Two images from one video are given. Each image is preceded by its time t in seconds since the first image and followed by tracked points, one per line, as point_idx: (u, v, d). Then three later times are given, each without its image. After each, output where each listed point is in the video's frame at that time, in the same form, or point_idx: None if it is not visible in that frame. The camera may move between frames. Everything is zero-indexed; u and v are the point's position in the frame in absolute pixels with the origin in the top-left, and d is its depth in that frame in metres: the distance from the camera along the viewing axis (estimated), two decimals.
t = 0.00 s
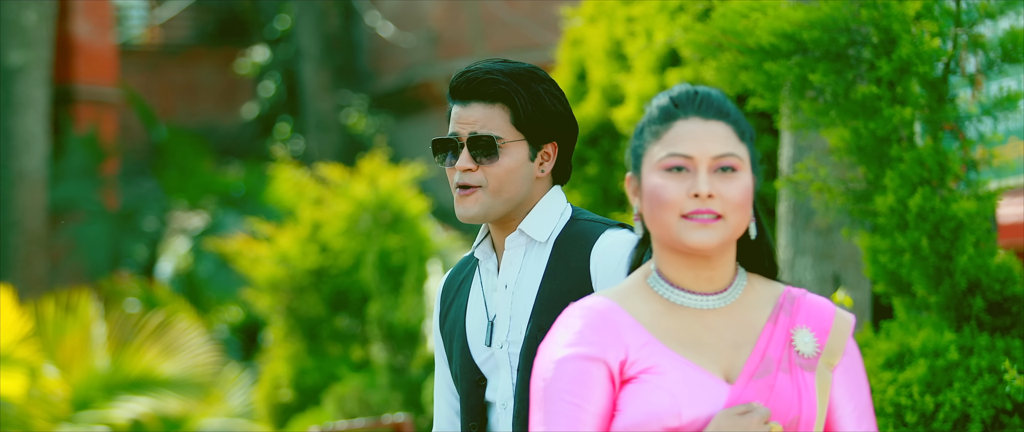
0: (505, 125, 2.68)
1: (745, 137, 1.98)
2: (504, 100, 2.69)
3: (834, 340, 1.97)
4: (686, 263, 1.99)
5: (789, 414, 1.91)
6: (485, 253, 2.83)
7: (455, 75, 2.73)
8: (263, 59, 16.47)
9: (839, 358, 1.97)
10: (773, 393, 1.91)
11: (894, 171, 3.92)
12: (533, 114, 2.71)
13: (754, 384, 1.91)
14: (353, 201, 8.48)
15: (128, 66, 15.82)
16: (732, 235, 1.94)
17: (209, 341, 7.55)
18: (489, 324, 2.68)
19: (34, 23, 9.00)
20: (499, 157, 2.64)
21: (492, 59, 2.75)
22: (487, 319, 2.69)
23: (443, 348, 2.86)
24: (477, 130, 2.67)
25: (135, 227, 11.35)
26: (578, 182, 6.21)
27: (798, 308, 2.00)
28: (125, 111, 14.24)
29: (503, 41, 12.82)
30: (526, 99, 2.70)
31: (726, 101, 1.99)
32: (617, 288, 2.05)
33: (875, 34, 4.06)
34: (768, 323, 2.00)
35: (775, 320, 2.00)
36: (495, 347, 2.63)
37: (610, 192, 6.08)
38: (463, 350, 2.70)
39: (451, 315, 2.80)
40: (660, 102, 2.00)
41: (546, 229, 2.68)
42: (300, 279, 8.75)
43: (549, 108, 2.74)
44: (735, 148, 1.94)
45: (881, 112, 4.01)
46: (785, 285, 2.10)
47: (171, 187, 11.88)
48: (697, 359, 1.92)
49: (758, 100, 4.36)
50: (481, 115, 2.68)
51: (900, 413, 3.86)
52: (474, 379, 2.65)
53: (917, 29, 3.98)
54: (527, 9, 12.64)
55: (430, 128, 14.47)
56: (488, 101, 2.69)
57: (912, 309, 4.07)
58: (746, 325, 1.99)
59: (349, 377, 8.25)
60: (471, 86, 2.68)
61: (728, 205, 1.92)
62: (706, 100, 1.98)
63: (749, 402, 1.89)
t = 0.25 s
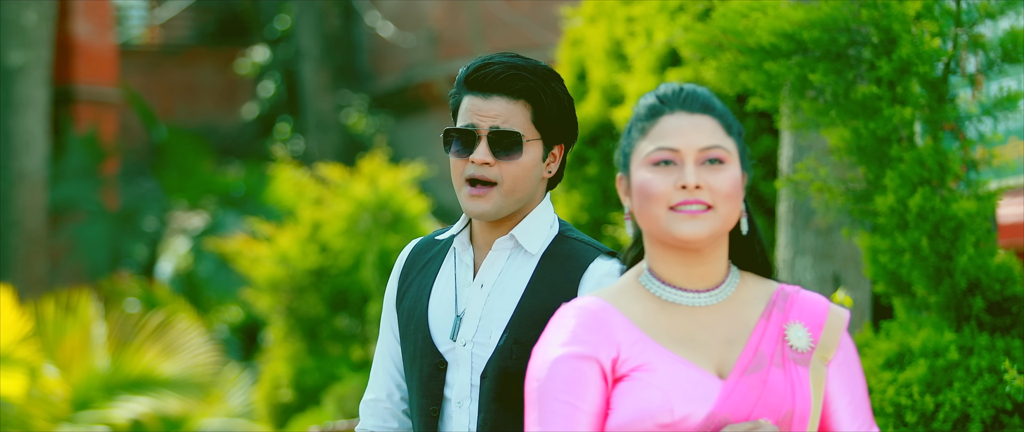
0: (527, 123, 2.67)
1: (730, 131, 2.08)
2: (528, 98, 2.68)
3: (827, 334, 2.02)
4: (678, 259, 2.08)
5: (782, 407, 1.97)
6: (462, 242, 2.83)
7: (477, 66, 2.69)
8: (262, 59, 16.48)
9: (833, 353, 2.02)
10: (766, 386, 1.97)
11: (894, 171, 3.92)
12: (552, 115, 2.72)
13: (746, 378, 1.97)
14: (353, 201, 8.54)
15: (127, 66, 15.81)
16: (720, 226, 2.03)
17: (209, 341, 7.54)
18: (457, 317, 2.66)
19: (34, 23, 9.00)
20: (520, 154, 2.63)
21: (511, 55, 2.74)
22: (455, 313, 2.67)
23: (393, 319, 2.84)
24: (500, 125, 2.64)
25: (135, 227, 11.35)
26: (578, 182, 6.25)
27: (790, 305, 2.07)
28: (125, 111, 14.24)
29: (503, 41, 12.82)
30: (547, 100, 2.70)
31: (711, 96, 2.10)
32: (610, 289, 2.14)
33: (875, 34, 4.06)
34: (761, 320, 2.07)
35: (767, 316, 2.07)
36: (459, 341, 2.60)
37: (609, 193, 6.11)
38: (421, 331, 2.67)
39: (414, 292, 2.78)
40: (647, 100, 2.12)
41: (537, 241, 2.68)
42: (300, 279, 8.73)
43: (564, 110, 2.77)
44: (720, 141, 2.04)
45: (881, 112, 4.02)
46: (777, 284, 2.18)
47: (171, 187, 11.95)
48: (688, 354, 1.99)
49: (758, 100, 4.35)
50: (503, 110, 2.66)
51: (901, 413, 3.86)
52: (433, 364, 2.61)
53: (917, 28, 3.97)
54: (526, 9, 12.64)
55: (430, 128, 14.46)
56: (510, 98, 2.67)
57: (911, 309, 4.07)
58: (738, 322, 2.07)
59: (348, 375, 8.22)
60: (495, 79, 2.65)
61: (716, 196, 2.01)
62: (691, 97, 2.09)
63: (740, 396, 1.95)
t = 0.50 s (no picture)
0: (505, 118, 2.73)
1: (718, 125, 2.17)
2: (507, 92, 2.74)
3: (821, 333, 2.05)
4: (674, 258, 2.13)
5: (778, 403, 1.97)
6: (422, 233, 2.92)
7: (457, 58, 2.74)
8: (263, 59, 16.55)
9: (828, 352, 2.04)
10: (762, 383, 1.97)
11: (894, 171, 3.92)
12: (528, 112, 2.79)
13: (742, 374, 1.97)
14: (354, 202, 8.79)
15: (127, 66, 15.81)
16: (714, 217, 2.09)
17: (209, 341, 7.54)
18: (403, 303, 2.73)
19: (34, 23, 8.99)
20: (497, 149, 2.69)
21: (491, 49, 2.79)
22: (402, 299, 2.75)
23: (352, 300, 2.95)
24: (479, 117, 2.70)
25: (135, 227, 11.34)
26: (579, 182, 6.32)
27: (786, 305, 2.10)
28: (125, 111, 14.24)
29: (503, 41, 12.82)
30: (525, 97, 2.77)
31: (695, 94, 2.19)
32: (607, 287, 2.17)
33: (875, 34, 4.06)
34: (756, 319, 2.09)
35: (762, 315, 2.09)
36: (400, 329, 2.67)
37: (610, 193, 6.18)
38: (370, 312, 2.77)
39: (372, 274, 2.90)
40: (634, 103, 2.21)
41: (490, 240, 2.72)
42: (300, 279, 8.66)
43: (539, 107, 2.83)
44: (707, 135, 2.12)
45: (881, 112, 4.02)
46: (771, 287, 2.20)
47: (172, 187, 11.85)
48: (684, 350, 2.01)
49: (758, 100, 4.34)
50: (482, 104, 2.71)
51: (901, 413, 3.86)
52: (373, 346, 2.69)
53: (917, 28, 3.97)
54: (527, 9, 12.63)
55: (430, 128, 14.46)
56: (489, 92, 2.73)
57: (911, 309, 4.07)
58: (733, 320, 2.09)
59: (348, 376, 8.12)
60: (476, 72, 2.71)
61: (706, 187, 2.08)
62: (676, 96, 2.18)
63: (736, 392, 1.95)
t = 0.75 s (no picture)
0: (459, 109, 2.77)
1: (711, 122, 2.28)
2: (458, 83, 2.78)
3: (821, 335, 2.16)
4: (676, 257, 2.23)
5: (781, 401, 2.07)
6: (384, 232, 2.94)
7: (406, 52, 2.76)
8: (262, 59, 16.23)
9: (827, 353, 2.15)
10: (765, 382, 2.07)
11: (894, 171, 3.92)
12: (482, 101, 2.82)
13: (745, 372, 2.07)
14: (354, 201, 8.71)
15: (127, 66, 15.81)
16: (714, 213, 2.19)
17: (210, 341, 7.53)
18: (367, 303, 2.75)
19: (34, 23, 8.99)
20: (452, 141, 2.73)
21: (439, 40, 2.82)
22: (367, 299, 2.77)
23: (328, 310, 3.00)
24: (432, 110, 2.74)
25: (135, 227, 11.33)
26: (579, 182, 6.32)
27: (786, 306, 2.20)
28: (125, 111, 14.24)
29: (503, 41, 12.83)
30: (477, 86, 2.80)
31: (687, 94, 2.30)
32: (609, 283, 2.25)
33: (875, 34, 4.05)
34: (757, 319, 2.19)
35: (763, 316, 2.19)
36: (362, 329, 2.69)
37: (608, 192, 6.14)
38: (337, 317, 2.80)
39: (340, 279, 2.94)
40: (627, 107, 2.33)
41: (446, 230, 2.72)
42: (300, 278, 8.67)
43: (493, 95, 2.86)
44: (701, 133, 2.23)
45: (881, 112, 4.02)
46: (769, 289, 2.30)
47: (171, 187, 11.88)
48: (688, 347, 2.10)
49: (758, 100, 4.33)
50: (434, 97, 2.75)
51: (901, 413, 3.87)
52: (339, 348, 2.72)
53: (916, 28, 3.97)
54: (527, 9, 12.63)
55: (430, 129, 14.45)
56: (440, 84, 2.77)
57: (911, 309, 4.07)
58: (734, 320, 2.19)
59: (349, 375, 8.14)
60: (427, 65, 2.74)
61: (704, 184, 2.19)
62: (669, 96, 2.29)
63: (741, 390, 2.04)
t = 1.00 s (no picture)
0: (416, 103, 2.65)
1: (706, 124, 2.81)
2: (415, 77, 2.66)
3: (818, 333, 2.74)
4: (682, 255, 2.79)
5: (786, 396, 2.62)
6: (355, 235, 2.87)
7: (359, 50, 2.67)
8: (263, 59, 16.30)
9: (822, 348, 2.73)
10: (770, 378, 2.62)
11: (894, 171, 3.92)
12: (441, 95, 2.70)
13: (751, 369, 2.61)
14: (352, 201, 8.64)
15: (127, 66, 15.80)
16: (713, 212, 2.71)
17: (209, 341, 7.52)
18: (337, 307, 2.66)
19: (34, 23, 8.98)
20: (411, 136, 2.62)
21: (395, 37, 2.72)
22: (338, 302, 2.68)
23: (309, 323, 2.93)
24: (388, 105, 2.63)
25: (135, 227, 11.33)
26: (578, 182, 6.31)
27: (782, 307, 2.79)
28: (125, 111, 14.24)
29: (503, 41, 12.83)
30: (436, 80, 2.68)
31: (686, 96, 2.86)
32: (624, 283, 2.83)
33: (875, 34, 4.05)
34: (756, 318, 2.76)
35: (763, 315, 2.76)
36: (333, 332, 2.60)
37: (609, 192, 6.16)
38: (310, 324, 2.72)
39: (313, 288, 2.86)
40: (634, 109, 2.88)
41: (411, 224, 2.63)
42: (300, 278, 8.69)
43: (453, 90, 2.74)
44: (702, 135, 2.76)
45: (881, 112, 4.01)
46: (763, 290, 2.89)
47: (171, 187, 11.91)
48: (701, 345, 2.66)
49: (758, 100, 4.33)
50: (389, 92, 2.64)
51: (901, 413, 3.85)
52: (312, 355, 2.63)
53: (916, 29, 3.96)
54: (527, 9, 12.61)
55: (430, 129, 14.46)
56: (396, 79, 2.66)
57: (911, 309, 4.08)
58: (736, 319, 2.76)
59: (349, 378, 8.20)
60: (381, 61, 2.64)
61: (706, 185, 2.71)
62: (671, 99, 2.85)
63: (747, 386, 2.58)
